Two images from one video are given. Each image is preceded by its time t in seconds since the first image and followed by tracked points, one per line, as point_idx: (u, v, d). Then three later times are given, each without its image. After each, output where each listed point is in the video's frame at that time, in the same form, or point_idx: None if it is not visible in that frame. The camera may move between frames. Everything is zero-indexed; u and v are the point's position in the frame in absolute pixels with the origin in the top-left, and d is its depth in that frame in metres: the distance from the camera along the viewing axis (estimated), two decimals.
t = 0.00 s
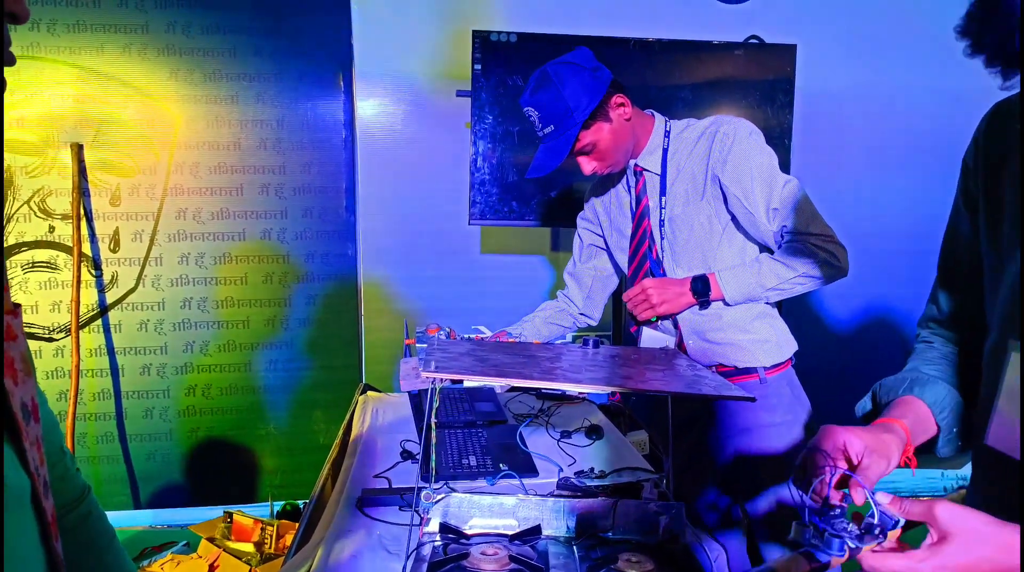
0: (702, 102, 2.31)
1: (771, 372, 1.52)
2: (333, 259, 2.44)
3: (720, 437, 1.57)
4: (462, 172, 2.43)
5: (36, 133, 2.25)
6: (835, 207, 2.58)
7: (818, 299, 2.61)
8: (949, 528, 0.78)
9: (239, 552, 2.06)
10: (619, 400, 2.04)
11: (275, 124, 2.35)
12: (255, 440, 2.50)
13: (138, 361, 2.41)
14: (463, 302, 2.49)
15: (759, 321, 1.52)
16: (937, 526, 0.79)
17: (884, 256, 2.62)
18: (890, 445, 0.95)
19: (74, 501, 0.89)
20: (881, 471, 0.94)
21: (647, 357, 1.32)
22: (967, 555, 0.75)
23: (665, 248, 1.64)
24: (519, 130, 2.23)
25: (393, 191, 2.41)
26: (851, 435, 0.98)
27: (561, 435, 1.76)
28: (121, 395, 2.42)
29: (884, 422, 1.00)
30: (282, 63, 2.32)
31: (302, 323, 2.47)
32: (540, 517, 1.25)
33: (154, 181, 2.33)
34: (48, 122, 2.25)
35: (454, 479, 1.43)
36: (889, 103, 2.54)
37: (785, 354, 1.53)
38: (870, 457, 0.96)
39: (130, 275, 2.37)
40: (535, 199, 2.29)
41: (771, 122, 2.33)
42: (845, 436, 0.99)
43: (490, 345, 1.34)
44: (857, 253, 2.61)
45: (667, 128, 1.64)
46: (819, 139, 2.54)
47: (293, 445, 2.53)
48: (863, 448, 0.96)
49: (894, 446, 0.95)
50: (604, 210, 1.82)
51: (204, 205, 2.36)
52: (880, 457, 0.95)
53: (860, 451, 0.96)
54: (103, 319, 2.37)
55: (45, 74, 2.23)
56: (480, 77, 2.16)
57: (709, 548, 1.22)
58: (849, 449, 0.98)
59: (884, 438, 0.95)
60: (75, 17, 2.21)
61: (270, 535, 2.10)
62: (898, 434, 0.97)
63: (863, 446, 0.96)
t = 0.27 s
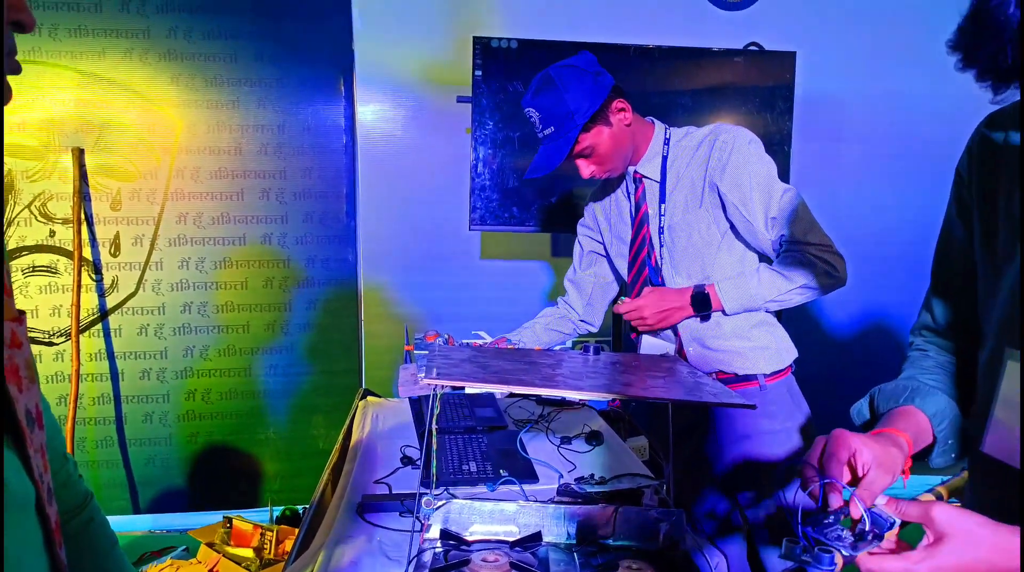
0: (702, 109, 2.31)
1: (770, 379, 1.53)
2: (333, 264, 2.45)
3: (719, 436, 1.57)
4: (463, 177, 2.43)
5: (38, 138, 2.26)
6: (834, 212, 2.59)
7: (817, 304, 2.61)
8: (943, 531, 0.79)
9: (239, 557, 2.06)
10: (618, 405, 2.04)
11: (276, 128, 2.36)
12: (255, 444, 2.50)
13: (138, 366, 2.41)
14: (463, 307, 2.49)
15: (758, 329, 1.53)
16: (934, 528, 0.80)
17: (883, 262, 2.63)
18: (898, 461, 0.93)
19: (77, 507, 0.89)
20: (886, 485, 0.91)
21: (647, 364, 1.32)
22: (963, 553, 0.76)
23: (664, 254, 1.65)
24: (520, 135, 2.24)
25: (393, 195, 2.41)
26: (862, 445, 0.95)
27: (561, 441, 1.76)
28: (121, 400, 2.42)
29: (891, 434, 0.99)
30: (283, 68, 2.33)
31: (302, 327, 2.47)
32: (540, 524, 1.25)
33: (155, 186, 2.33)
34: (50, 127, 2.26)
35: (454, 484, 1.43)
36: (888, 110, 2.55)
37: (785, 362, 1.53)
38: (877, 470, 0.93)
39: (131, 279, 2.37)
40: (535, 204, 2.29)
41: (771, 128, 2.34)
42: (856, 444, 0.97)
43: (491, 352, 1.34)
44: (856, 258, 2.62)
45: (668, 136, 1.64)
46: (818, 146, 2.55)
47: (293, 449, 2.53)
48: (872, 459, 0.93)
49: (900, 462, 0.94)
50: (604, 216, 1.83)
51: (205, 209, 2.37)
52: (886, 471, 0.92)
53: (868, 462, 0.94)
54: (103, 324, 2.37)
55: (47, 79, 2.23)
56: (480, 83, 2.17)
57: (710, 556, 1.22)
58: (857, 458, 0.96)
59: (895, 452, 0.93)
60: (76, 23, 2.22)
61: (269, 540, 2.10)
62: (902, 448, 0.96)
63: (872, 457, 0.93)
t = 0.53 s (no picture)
0: (703, 113, 2.32)
1: (771, 384, 1.54)
2: (335, 267, 2.45)
3: (720, 435, 1.57)
4: (464, 181, 2.44)
5: (40, 140, 2.26)
6: (835, 217, 2.60)
7: (817, 308, 2.62)
8: (943, 531, 0.80)
9: (238, 559, 2.06)
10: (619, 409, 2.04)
11: (278, 131, 2.36)
12: (255, 447, 2.50)
13: (138, 367, 2.41)
14: (464, 310, 2.50)
15: (758, 334, 1.53)
16: (932, 530, 0.81)
17: (883, 267, 2.63)
18: (899, 461, 0.95)
19: (79, 510, 0.90)
20: (888, 485, 0.95)
21: (648, 368, 1.33)
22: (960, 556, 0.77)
23: (664, 257, 1.65)
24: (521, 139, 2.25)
25: (395, 198, 2.41)
26: (863, 446, 0.97)
27: (562, 444, 1.76)
28: (121, 401, 2.42)
29: (892, 431, 1.01)
30: (286, 71, 2.34)
31: (303, 330, 2.47)
32: (541, 527, 1.25)
33: (157, 188, 2.34)
34: (53, 130, 2.26)
35: (455, 488, 1.44)
36: (889, 115, 2.56)
37: (785, 367, 1.54)
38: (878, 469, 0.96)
39: (132, 281, 2.37)
40: (537, 208, 2.30)
41: (771, 133, 2.35)
42: (856, 443, 0.99)
43: (493, 355, 1.35)
44: (856, 263, 2.62)
45: (673, 140, 1.65)
46: (819, 150, 2.56)
47: (292, 452, 2.53)
48: (874, 460, 0.96)
49: (901, 461, 0.96)
50: (607, 219, 1.85)
51: (207, 212, 2.37)
52: (888, 472, 0.95)
53: (869, 461, 0.96)
54: (104, 325, 2.38)
55: (50, 81, 2.24)
56: (483, 87, 2.17)
57: (710, 560, 1.22)
58: (858, 457, 0.98)
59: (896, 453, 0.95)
60: (80, 25, 2.22)
61: (269, 542, 2.10)
62: (903, 446, 0.98)
63: (874, 458, 0.95)
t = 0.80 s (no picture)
0: (706, 118, 2.32)
1: (774, 390, 1.53)
2: (337, 270, 2.45)
3: (724, 440, 1.57)
4: (467, 185, 2.44)
5: (44, 142, 2.26)
6: (838, 222, 2.60)
7: (820, 313, 2.61)
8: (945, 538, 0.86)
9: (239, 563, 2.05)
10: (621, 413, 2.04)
11: (282, 134, 2.37)
12: (257, 450, 2.50)
13: (141, 370, 2.41)
14: (466, 314, 2.49)
15: (761, 341, 1.52)
16: (936, 536, 0.87)
17: (886, 272, 2.63)
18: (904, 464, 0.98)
19: (83, 514, 0.90)
20: (894, 487, 0.97)
21: (651, 374, 1.32)
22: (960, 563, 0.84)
23: (666, 262, 1.65)
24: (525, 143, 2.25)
25: (398, 202, 2.41)
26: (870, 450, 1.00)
27: (564, 449, 1.76)
28: (123, 404, 2.42)
29: (896, 436, 1.04)
30: (290, 75, 2.34)
31: (305, 333, 2.47)
32: (544, 533, 1.25)
33: (160, 191, 2.34)
34: (57, 132, 2.27)
35: (457, 492, 1.43)
36: (892, 121, 2.56)
37: (789, 373, 1.54)
38: (884, 473, 1.00)
39: (135, 284, 2.37)
40: (540, 212, 2.30)
41: (775, 138, 2.35)
42: (862, 447, 1.02)
43: (497, 360, 1.35)
44: (859, 268, 2.62)
45: (678, 145, 1.65)
46: (822, 156, 2.56)
47: (294, 455, 2.53)
48: (881, 464, 0.99)
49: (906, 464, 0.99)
50: (610, 224, 1.85)
51: (210, 215, 2.37)
52: (894, 474, 0.98)
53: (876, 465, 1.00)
54: (107, 328, 2.38)
55: (55, 84, 2.24)
56: (486, 91, 2.18)
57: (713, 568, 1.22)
58: (865, 461, 1.00)
59: (902, 457, 0.98)
60: (84, 28, 2.23)
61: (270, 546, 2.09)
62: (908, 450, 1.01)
63: (880, 462, 0.99)
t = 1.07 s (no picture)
0: (710, 122, 2.33)
1: (779, 394, 1.54)
2: (341, 273, 2.46)
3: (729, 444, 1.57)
4: (471, 188, 2.44)
5: (49, 144, 2.27)
6: (841, 226, 2.60)
7: (823, 317, 2.61)
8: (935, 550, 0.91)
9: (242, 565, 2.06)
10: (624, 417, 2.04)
11: (286, 138, 2.38)
12: (260, 452, 2.50)
13: (145, 372, 2.42)
14: (469, 317, 2.50)
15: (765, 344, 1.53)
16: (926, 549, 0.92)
17: (889, 276, 2.63)
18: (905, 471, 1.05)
19: (88, 517, 0.90)
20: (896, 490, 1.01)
21: (655, 379, 1.32)
22: None
23: (670, 265, 1.66)
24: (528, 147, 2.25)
25: (401, 205, 2.41)
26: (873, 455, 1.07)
27: (567, 452, 1.76)
28: (127, 406, 2.42)
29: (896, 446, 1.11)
30: (294, 78, 2.35)
31: (308, 335, 2.48)
32: (547, 537, 1.25)
33: (165, 194, 2.35)
34: (62, 135, 2.27)
35: (461, 496, 1.43)
36: (895, 124, 2.56)
37: (794, 377, 1.54)
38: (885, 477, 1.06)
39: (139, 286, 2.38)
40: (544, 216, 2.30)
41: (778, 141, 2.35)
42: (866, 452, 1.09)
43: (501, 364, 1.35)
44: (863, 271, 2.62)
45: (682, 149, 1.66)
46: (825, 160, 2.56)
47: (296, 457, 2.53)
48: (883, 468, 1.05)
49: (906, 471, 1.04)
50: (613, 227, 1.85)
51: (215, 217, 2.38)
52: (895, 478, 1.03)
53: (879, 469, 1.07)
54: (111, 330, 2.38)
55: (60, 86, 2.25)
56: (490, 94, 2.18)
57: None
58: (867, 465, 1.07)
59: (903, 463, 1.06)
60: (90, 31, 2.24)
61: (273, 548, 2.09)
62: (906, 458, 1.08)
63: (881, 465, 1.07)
